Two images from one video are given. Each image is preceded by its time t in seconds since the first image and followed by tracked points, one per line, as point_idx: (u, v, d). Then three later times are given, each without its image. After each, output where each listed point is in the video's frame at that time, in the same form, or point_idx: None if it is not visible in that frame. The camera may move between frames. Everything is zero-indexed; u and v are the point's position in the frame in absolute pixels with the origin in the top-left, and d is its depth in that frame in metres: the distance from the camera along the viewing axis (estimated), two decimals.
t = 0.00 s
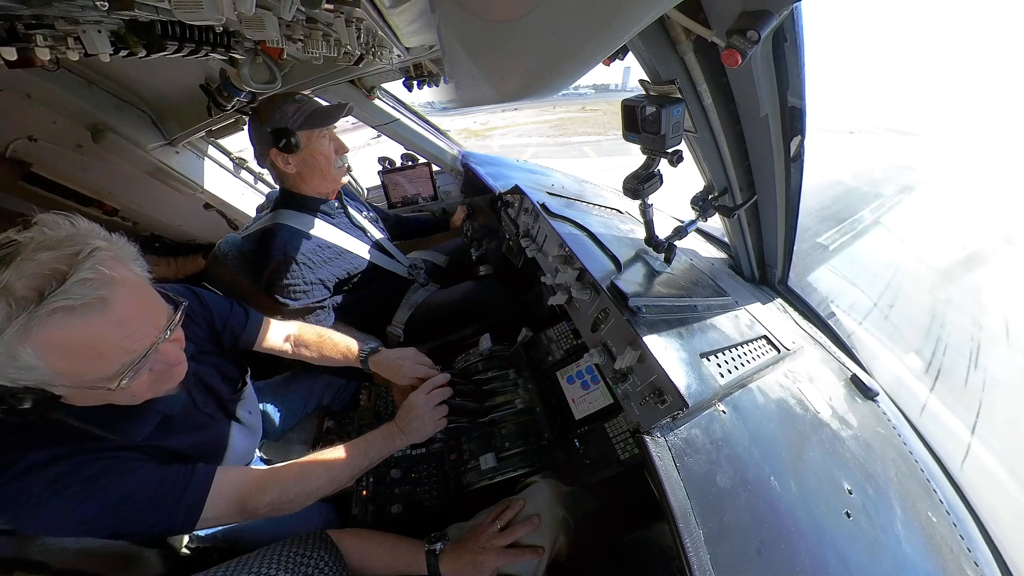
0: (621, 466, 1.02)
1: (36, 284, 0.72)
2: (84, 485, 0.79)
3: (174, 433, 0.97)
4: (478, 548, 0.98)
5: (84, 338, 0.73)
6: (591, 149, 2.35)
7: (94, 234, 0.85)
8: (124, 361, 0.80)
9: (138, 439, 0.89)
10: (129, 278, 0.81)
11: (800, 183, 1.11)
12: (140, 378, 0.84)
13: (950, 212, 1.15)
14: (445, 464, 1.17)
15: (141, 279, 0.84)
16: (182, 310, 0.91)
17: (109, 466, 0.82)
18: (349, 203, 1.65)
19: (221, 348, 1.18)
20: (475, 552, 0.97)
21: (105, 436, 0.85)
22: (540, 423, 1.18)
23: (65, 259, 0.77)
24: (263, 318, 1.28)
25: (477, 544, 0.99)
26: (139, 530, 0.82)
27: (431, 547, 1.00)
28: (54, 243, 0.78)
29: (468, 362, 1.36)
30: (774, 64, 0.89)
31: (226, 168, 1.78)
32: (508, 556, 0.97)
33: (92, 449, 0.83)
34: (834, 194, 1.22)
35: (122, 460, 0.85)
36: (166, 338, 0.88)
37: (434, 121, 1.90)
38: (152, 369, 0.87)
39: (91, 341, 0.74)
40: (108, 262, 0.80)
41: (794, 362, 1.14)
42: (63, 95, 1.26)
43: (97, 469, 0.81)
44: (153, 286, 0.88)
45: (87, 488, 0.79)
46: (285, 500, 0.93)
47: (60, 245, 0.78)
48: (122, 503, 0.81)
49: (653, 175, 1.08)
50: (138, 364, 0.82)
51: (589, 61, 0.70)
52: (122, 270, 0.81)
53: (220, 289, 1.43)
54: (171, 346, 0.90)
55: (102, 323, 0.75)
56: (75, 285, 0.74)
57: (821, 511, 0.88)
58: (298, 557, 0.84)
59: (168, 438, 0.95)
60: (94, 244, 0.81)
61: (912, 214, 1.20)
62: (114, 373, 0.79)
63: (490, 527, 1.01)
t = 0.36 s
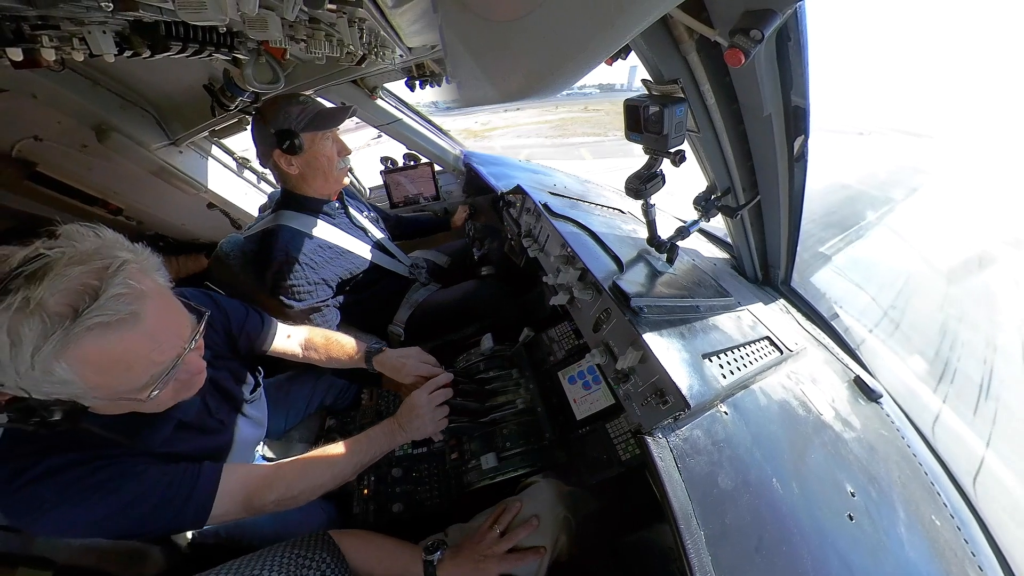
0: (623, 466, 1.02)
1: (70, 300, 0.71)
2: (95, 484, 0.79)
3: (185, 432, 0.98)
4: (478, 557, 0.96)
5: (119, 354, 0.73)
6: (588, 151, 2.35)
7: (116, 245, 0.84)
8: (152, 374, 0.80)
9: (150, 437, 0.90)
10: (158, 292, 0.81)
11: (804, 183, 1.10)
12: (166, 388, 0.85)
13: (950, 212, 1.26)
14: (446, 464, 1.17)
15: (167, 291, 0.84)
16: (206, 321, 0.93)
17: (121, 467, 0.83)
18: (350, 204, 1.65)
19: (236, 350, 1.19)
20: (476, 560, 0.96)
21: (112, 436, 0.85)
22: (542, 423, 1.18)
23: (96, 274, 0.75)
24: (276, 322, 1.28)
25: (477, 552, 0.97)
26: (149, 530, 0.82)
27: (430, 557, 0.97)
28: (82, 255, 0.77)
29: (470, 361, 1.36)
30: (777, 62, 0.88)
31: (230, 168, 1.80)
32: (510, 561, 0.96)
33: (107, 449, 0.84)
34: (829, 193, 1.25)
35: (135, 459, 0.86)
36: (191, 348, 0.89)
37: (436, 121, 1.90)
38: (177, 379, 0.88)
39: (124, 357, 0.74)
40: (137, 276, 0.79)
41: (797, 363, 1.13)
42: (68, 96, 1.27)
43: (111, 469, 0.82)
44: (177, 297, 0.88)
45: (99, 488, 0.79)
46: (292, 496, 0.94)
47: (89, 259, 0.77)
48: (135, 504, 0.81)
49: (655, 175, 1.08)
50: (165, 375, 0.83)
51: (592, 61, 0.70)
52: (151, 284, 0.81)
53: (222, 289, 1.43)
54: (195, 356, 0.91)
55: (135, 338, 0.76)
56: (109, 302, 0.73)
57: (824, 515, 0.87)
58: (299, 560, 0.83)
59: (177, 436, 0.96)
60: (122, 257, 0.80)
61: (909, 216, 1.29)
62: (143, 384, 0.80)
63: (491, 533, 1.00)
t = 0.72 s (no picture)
0: (624, 467, 1.02)
1: (69, 346, 0.68)
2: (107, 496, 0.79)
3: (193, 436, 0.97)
4: (479, 559, 0.96)
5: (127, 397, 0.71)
6: (583, 152, 2.32)
7: (115, 273, 0.80)
8: (163, 410, 0.79)
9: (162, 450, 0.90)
10: (163, 325, 0.78)
11: (809, 184, 1.10)
12: (177, 420, 0.84)
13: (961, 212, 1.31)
14: (447, 463, 1.17)
15: (174, 321, 0.81)
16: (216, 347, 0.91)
17: (133, 483, 0.82)
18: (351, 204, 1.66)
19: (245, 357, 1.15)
20: (477, 562, 0.95)
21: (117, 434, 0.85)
22: (543, 422, 1.18)
23: (95, 313, 0.72)
24: (282, 326, 1.24)
25: (478, 555, 0.97)
26: (163, 539, 0.82)
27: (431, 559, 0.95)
28: (79, 292, 0.73)
29: (473, 360, 1.36)
30: (783, 61, 0.87)
31: (234, 167, 1.80)
32: (512, 566, 0.96)
33: (118, 465, 0.83)
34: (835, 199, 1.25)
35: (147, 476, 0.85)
36: (201, 375, 0.87)
37: (438, 120, 1.91)
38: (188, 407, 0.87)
39: (132, 399, 0.72)
40: (141, 310, 0.76)
41: (801, 366, 1.12)
42: (76, 96, 1.32)
43: (121, 483, 0.81)
44: (184, 324, 0.85)
45: (113, 500, 0.79)
46: (302, 496, 0.95)
47: (86, 296, 0.73)
48: (148, 516, 0.81)
49: (659, 175, 1.08)
50: (176, 408, 0.82)
51: (596, 60, 0.71)
52: (155, 318, 0.77)
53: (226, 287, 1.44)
54: (206, 381, 0.90)
55: (142, 379, 0.73)
56: (112, 346, 0.70)
57: (826, 518, 0.86)
58: (301, 561, 0.84)
59: (188, 447, 0.95)
60: (122, 290, 0.77)
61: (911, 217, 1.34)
62: (154, 421, 0.79)
63: (491, 537, 0.99)
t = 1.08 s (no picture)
0: (625, 469, 1.02)
1: (48, 376, 0.68)
2: (115, 508, 0.80)
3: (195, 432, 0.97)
4: (480, 561, 0.96)
5: (113, 424, 0.71)
6: (579, 154, 2.30)
7: (98, 293, 0.80)
8: (156, 431, 0.79)
9: (165, 459, 0.90)
10: (148, 346, 0.78)
11: (816, 185, 1.08)
12: (174, 441, 0.84)
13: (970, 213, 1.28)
14: (449, 462, 1.16)
15: (161, 341, 0.81)
16: (211, 362, 0.91)
17: (138, 494, 0.83)
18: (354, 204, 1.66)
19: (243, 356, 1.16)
20: (478, 563, 0.96)
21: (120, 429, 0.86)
22: (544, 423, 1.17)
23: (74, 340, 0.72)
24: (283, 321, 1.26)
25: (480, 556, 0.97)
26: (168, 544, 0.83)
27: (431, 559, 0.96)
28: (57, 319, 0.73)
29: (476, 360, 1.36)
30: (790, 60, 0.86)
31: (240, 165, 1.83)
32: (512, 567, 0.96)
33: (121, 479, 0.84)
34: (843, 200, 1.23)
35: (142, 490, 0.84)
36: (196, 393, 0.87)
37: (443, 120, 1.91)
38: (186, 426, 0.87)
39: (118, 426, 0.72)
40: (122, 333, 0.76)
41: (805, 369, 1.11)
42: (86, 96, 1.32)
43: (122, 496, 0.82)
44: (175, 341, 0.85)
45: (119, 513, 0.80)
46: (308, 500, 0.95)
47: (64, 322, 0.73)
48: (155, 524, 0.81)
49: (663, 175, 1.07)
50: (170, 429, 0.82)
51: (599, 60, 0.71)
52: (138, 339, 0.77)
53: (230, 285, 1.45)
54: (203, 398, 0.90)
55: (128, 405, 0.73)
56: (92, 373, 0.70)
57: (830, 522, 0.86)
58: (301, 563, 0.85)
59: (193, 453, 0.95)
60: (102, 312, 0.76)
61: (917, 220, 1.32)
62: (148, 443, 0.79)
63: (493, 537, 1.00)
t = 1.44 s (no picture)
0: (627, 470, 1.03)
1: (65, 361, 0.69)
2: (126, 500, 0.81)
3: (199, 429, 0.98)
4: (480, 561, 0.96)
5: (128, 408, 0.72)
6: (574, 156, 2.28)
7: (112, 283, 0.81)
8: (170, 419, 0.80)
9: (171, 453, 0.90)
10: (161, 334, 0.79)
11: (823, 188, 1.07)
12: (188, 429, 0.85)
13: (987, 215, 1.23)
14: (450, 461, 1.14)
15: (173, 329, 0.82)
16: (222, 352, 0.92)
17: (151, 487, 0.84)
18: (359, 204, 1.67)
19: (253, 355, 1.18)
20: (478, 563, 0.96)
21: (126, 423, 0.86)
22: (547, 423, 1.17)
23: (89, 326, 0.73)
24: (292, 317, 1.26)
25: (480, 556, 0.97)
26: (172, 538, 0.83)
27: (432, 557, 0.96)
28: (73, 307, 0.74)
29: (477, 360, 1.35)
30: (797, 60, 0.86)
31: (247, 164, 1.86)
32: (512, 568, 0.96)
33: (135, 469, 0.85)
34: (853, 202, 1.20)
35: (165, 480, 0.86)
36: (209, 382, 0.87)
37: (447, 118, 1.90)
38: (199, 415, 0.88)
39: (133, 411, 0.73)
40: (136, 320, 0.77)
41: (810, 373, 1.09)
42: (96, 95, 1.37)
43: (136, 489, 0.83)
44: (187, 331, 0.86)
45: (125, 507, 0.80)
46: (312, 498, 0.95)
47: (80, 310, 0.74)
48: (165, 517, 0.82)
49: (668, 176, 1.06)
50: (184, 416, 0.82)
51: (604, 60, 0.72)
52: (152, 327, 0.78)
53: (235, 283, 1.46)
54: (215, 387, 0.91)
55: (142, 390, 0.74)
56: (107, 358, 0.71)
57: (834, 527, 0.85)
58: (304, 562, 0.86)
59: (202, 447, 0.96)
60: (116, 300, 0.78)
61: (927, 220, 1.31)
62: (163, 430, 0.80)
63: (494, 538, 1.00)
